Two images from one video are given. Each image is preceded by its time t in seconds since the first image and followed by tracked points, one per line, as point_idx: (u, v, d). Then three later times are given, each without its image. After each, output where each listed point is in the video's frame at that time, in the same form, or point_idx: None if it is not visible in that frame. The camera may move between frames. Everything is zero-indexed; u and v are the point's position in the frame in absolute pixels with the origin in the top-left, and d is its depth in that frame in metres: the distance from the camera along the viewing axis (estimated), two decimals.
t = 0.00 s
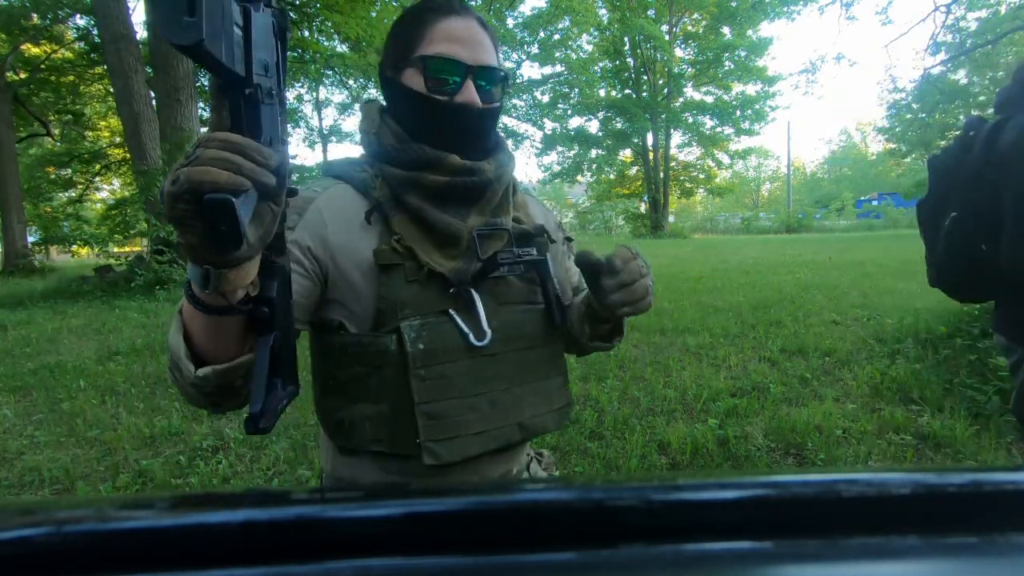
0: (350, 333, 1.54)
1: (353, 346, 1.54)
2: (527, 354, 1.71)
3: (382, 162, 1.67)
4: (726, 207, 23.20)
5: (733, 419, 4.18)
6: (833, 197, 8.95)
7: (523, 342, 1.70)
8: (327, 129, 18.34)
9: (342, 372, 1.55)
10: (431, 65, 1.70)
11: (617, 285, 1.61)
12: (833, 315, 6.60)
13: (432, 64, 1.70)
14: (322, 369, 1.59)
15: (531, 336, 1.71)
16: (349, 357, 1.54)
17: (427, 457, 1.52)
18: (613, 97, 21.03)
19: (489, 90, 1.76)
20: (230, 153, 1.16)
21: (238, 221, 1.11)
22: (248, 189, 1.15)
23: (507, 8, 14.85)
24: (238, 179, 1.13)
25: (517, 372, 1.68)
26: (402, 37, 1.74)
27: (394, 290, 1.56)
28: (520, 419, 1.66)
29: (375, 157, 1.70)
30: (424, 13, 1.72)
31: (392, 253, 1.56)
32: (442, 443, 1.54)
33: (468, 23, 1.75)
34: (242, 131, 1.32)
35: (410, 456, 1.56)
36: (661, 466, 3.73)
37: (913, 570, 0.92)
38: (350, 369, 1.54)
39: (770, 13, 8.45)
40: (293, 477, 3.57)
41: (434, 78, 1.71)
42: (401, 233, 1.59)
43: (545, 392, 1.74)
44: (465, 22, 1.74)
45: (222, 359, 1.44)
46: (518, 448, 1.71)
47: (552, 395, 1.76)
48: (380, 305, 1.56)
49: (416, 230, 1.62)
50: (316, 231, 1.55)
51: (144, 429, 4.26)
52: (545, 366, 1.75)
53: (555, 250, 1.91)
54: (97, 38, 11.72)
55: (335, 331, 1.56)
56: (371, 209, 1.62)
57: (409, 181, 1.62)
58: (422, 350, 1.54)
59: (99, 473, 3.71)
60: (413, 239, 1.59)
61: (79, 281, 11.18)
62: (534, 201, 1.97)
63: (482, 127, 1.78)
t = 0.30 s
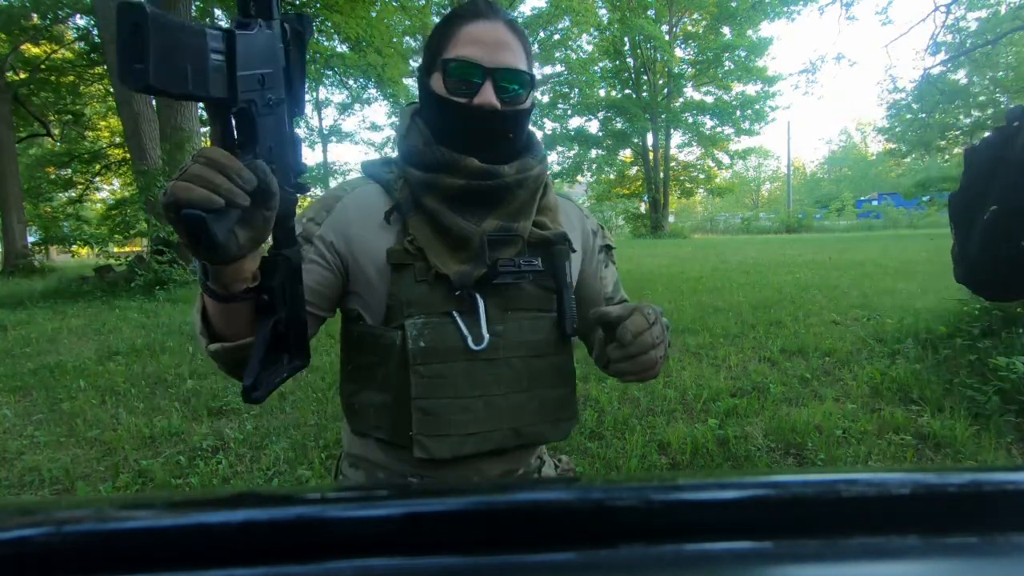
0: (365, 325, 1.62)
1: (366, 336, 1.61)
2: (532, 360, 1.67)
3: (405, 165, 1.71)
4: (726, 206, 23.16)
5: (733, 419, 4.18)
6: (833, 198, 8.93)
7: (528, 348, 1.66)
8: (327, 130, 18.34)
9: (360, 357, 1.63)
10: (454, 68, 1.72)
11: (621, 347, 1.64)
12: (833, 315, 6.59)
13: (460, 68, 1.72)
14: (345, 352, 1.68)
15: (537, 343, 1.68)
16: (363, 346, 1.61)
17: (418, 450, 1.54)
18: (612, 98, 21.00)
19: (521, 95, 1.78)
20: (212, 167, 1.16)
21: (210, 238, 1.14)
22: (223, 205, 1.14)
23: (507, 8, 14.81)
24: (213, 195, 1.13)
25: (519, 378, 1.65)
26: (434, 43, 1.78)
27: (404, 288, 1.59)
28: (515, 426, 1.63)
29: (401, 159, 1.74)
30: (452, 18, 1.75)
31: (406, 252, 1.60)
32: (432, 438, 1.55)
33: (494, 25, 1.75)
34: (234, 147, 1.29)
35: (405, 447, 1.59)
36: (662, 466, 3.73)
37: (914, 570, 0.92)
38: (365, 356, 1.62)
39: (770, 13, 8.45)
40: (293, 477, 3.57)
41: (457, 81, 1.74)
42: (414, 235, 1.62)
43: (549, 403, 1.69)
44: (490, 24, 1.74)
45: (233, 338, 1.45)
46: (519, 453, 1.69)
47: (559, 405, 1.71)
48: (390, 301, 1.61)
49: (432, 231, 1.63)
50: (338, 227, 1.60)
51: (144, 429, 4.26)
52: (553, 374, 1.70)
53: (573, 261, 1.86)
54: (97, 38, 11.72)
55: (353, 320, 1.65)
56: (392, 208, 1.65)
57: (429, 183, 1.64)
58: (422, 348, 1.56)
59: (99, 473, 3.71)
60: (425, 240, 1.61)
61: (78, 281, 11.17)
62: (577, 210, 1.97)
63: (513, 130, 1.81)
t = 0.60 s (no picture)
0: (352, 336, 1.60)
1: (354, 349, 1.59)
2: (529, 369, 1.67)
3: (395, 167, 1.71)
4: (726, 206, 23.12)
5: (733, 419, 4.18)
6: (833, 197, 8.93)
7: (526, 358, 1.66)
8: (327, 129, 18.32)
9: (349, 373, 1.61)
10: (441, 63, 1.72)
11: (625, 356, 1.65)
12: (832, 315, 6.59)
13: (449, 61, 1.72)
14: (333, 370, 1.67)
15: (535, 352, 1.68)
16: (352, 360, 1.60)
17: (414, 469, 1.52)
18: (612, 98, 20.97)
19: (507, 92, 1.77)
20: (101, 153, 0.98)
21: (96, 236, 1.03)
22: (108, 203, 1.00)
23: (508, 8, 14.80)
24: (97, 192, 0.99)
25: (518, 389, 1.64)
26: (422, 41, 1.79)
27: (398, 295, 1.59)
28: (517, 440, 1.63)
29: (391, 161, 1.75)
30: (440, 15, 1.76)
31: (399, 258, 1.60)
32: (429, 457, 1.52)
33: (482, 21, 1.75)
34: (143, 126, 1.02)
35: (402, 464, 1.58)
36: (662, 467, 3.73)
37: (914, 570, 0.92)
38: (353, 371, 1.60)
39: (769, 13, 8.46)
40: (293, 477, 3.57)
41: (445, 76, 1.73)
42: (407, 239, 1.62)
43: (550, 414, 1.70)
44: (478, 19, 1.75)
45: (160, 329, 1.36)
46: (521, 468, 1.68)
47: (561, 417, 1.72)
48: (383, 310, 1.60)
49: (424, 234, 1.64)
50: (322, 226, 1.62)
51: (144, 429, 4.27)
52: (552, 383, 1.71)
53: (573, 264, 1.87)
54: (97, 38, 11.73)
55: (343, 333, 1.63)
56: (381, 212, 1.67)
57: (418, 183, 1.64)
58: (418, 360, 1.55)
59: (99, 473, 3.71)
60: (419, 245, 1.61)
61: (79, 281, 11.18)
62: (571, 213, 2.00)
63: (497, 127, 1.80)
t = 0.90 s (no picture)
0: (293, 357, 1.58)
1: (298, 377, 1.57)
2: (502, 390, 1.70)
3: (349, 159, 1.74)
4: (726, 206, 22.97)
5: (733, 419, 4.18)
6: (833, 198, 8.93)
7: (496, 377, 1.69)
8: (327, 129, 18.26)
9: (293, 404, 1.58)
10: (390, 35, 1.79)
11: (648, 367, 1.59)
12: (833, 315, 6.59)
13: (396, 36, 1.79)
14: (269, 399, 1.63)
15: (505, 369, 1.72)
16: (294, 387, 1.57)
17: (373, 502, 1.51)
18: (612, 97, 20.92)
19: (465, 70, 1.86)
20: None
21: None
22: None
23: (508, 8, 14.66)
24: None
25: (490, 409, 1.66)
26: (370, 12, 1.85)
27: (352, 309, 1.59)
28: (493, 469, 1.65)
29: (345, 152, 1.78)
30: None
31: (354, 265, 1.61)
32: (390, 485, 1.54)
33: None
34: None
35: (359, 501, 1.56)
36: (662, 467, 3.73)
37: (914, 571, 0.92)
38: (300, 400, 1.57)
39: (770, 13, 8.46)
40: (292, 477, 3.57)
41: (394, 48, 1.80)
42: (361, 239, 1.63)
43: (527, 437, 1.74)
44: None
45: None
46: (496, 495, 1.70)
47: (540, 440, 1.77)
48: (332, 325, 1.59)
49: (383, 235, 1.66)
50: (258, 205, 1.61)
51: (144, 429, 4.27)
52: (530, 404, 1.77)
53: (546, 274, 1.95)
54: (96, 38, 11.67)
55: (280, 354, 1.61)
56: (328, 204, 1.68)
57: (377, 178, 1.68)
58: (378, 383, 1.54)
59: (99, 473, 3.71)
60: (374, 247, 1.63)
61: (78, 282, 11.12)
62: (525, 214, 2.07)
63: (457, 103, 1.88)
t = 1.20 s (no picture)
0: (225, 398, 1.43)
1: (234, 423, 1.41)
2: (473, 423, 1.67)
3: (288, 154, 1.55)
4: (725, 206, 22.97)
5: (733, 418, 4.18)
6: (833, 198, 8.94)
7: (465, 411, 1.65)
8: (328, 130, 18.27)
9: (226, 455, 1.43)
10: None
11: (641, 403, 1.52)
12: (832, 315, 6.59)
13: None
14: (199, 445, 1.47)
15: (475, 402, 1.68)
16: (229, 437, 1.42)
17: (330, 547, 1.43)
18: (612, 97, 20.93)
19: (421, 32, 1.76)
20: None
21: None
22: None
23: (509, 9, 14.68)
24: None
25: (461, 446, 1.63)
26: None
27: (301, 342, 1.44)
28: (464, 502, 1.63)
29: (282, 139, 1.59)
30: None
31: (299, 288, 1.45)
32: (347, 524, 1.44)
33: None
34: None
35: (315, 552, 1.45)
36: (662, 467, 3.73)
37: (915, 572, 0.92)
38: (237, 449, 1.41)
39: (769, 13, 8.48)
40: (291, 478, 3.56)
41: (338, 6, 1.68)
42: (307, 256, 1.47)
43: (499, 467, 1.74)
44: None
45: None
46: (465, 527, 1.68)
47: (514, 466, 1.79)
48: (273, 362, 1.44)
49: (334, 245, 1.51)
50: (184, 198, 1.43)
51: (144, 429, 4.26)
52: (503, 432, 1.76)
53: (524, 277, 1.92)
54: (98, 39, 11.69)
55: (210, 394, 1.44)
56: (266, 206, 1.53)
57: (325, 176, 1.51)
58: (336, 434, 1.42)
59: (99, 473, 3.71)
60: (323, 265, 1.47)
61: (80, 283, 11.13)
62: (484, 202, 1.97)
63: (411, 72, 1.78)
